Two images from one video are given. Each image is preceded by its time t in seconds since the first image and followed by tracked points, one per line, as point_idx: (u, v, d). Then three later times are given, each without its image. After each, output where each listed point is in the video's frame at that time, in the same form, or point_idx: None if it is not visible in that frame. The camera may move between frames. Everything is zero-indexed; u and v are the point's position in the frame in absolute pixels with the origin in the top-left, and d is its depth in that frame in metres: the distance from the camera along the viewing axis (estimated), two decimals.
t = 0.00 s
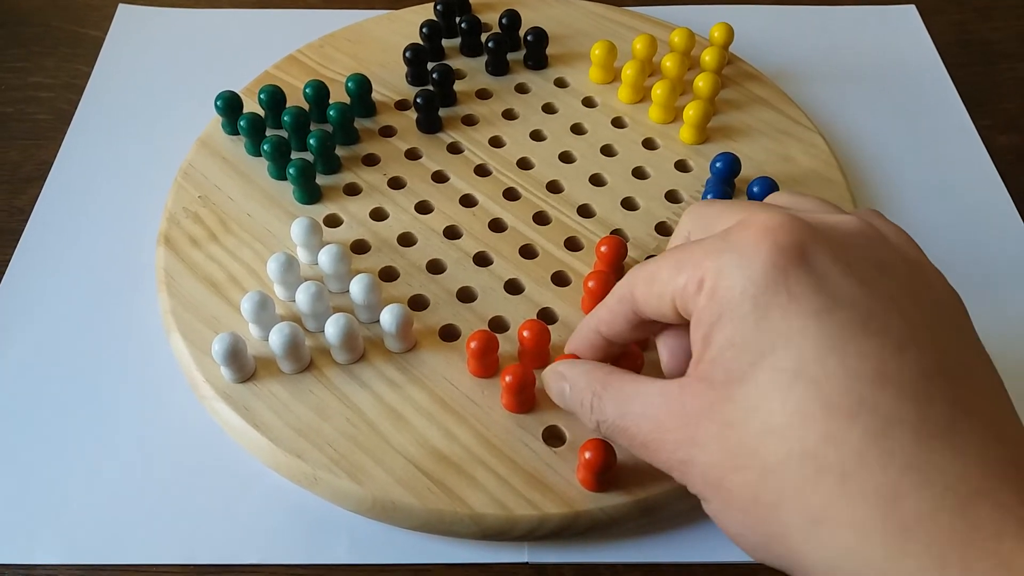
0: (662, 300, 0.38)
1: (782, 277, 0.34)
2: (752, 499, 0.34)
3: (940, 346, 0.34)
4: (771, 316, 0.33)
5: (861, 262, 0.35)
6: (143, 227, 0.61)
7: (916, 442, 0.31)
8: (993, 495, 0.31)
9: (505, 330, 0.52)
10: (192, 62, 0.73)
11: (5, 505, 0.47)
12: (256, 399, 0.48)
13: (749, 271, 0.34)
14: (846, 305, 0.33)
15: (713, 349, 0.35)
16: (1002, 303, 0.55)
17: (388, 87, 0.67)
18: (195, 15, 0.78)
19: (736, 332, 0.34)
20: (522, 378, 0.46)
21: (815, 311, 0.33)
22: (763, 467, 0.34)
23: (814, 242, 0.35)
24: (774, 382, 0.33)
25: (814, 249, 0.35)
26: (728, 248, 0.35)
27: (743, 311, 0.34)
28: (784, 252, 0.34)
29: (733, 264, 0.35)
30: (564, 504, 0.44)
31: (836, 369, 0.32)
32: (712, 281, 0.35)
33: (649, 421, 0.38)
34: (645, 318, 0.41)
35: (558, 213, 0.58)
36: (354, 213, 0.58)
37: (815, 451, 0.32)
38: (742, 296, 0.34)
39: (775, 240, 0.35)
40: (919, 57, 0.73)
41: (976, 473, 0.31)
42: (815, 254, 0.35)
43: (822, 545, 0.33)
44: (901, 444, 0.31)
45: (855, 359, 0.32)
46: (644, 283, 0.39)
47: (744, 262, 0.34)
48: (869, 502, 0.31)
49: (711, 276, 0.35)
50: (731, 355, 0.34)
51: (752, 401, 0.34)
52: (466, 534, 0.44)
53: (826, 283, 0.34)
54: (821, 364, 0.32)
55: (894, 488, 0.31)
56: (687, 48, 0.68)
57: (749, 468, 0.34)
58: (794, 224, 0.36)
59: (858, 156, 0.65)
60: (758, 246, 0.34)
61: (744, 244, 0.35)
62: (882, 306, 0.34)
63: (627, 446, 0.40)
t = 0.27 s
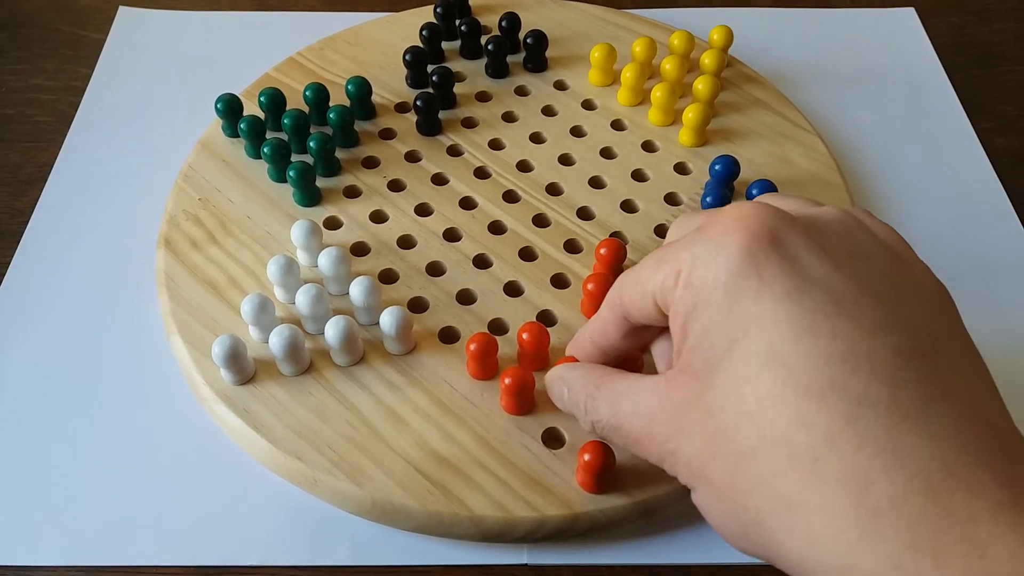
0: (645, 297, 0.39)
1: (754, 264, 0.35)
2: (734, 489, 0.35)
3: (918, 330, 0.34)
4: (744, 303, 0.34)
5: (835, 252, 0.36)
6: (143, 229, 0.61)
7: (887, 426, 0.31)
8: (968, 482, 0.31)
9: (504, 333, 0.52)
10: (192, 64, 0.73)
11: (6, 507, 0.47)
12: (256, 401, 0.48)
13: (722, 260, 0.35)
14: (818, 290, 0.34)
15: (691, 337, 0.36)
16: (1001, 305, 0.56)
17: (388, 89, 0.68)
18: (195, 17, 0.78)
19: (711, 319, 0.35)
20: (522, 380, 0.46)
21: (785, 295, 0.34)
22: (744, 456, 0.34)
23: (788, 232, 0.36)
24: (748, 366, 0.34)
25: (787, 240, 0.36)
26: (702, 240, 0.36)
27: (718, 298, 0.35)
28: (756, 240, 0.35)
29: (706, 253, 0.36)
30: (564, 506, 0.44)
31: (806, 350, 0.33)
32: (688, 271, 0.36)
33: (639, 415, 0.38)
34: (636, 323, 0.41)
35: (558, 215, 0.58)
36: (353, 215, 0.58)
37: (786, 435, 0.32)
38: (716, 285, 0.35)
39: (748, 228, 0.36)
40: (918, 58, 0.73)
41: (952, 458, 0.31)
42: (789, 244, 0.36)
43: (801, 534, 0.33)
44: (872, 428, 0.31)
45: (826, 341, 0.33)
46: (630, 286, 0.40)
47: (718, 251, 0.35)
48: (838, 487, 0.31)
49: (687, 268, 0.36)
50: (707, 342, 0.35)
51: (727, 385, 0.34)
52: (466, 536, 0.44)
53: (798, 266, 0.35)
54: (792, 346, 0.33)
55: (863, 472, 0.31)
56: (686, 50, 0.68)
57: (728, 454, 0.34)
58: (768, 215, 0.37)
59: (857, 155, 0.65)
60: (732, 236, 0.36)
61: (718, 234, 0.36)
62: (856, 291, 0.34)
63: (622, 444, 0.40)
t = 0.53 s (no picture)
0: (636, 295, 0.39)
1: (735, 247, 0.34)
2: (728, 477, 0.34)
3: (900, 306, 0.33)
4: (726, 286, 0.34)
5: (818, 234, 0.36)
6: (146, 231, 0.61)
7: (867, 399, 0.31)
8: (956, 454, 0.30)
9: (507, 335, 0.52)
10: (195, 66, 0.74)
11: (11, 508, 0.48)
12: (259, 403, 0.49)
13: (705, 246, 0.34)
14: (798, 270, 0.33)
15: (678, 325, 0.36)
16: (1000, 308, 0.56)
17: (391, 92, 0.68)
18: (198, 19, 0.78)
19: (696, 305, 0.34)
20: (524, 382, 0.46)
21: (767, 275, 0.33)
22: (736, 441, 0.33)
23: (770, 214, 0.35)
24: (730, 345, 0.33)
25: (768, 221, 0.35)
26: (686, 229, 0.36)
27: (702, 284, 0.34)
28: (738, 223, 0.35)
29: (689, 241, 0.35)
30: (566, 508, 0.44)
31: (785, 329, 0.32)
32: (672, 261, 0.36)
33: (635, 406, 0.38)
34: (632, 324, 0.41)
35: (560, 218, 0.58)
36: (356, 218, 0.59)
37: (768, 412, 0.32)
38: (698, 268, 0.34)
39: (729, 212, 0.35)
40: (918, 62, 0.74)
41: (937, 429, 0.30)
42: (771, 226, 0.35)
43: (798, 522, 0.32)
44: (853, 402, 0.31)
45: (806, 320, 0.32)
46: (623, 284, 0.40)
47: (700, 237, 0.35)
48: (826, 465, 0.31)
49: (672, 258, 0.36)
50: (691, 327, 0.35)
51: (710, 369, 0.34)
52: (468, 538, 0.45)
53: (780, 249, 0.34)
54: (773, 326, 0.32)
55: (846, 446, 0.30)
56: (688, 54, 0.68)
57: (717, 438, 0.34)
58: (749, 197, 0.36)
59: (858, 159, 0.66)
60: (713, 220, 0.35)
61: (701, 221, 0.35)
62: (838, 270, 0.34)
63: (621, 437, 0.40)
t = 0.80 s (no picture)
0: (636, 294, 0.39)
1: (735, 244, 0.34)
2: (731, 474, 0.34)
3: (900, 301, 0.33)
4: (726, 282, 0.34)
5: (818, 229, 0.35)
6: (148, 232, 0.61)
7: (869, 391, 0.31)
8: (958, 446, 0.30)
9: (509, 336, 0.52)
10: (197, 67, 0.74)
11: (13, 508, 0.48)
12: (262, 404, 0.49)
13: (705, 243, 0.34)
14: (799, 264, 0.33)
15: (679, 323, 0.36)
16: (1002, 309, 0.56)
17: (392, 93, 0.68)
18: (199, 19, 0.78)
19: (696, 303, 0.34)
20: (527, 383, 0.46)
21: (766, 271, 0.33)
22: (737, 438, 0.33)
23: (769, 211, 0.35)
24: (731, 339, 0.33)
25: (768, 217, 0.35)
26: (686, 227, 0.36)
27: (703, 281, 0.34)
28: (739, 220, 0.34)
29: (689, 240, 0.35)
30: (568, 509, 0.44)
31: (786, 322, 0.32)
32: (672, 259, 0.36)
33: (637, 404, 0.38)
34: (633, 324, 0.41)
35: (562, 219, 0.58)
36: (359, 219, 0.59)
37: (772, 413, 0.32)
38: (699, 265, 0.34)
39: (729, 209, 0.35)
40: (920, 63, 0.74)
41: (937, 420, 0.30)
42: (770, 222, 0.35)
43: (801, 520, 0.32)
44: (855, 394, 0.31)
45: (806, 314, 0.32)
46: (624, 284, 0.40)
47: (700, 235, 0.35)
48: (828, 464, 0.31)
49: (672, 256, 0.36)
50: (693, 324, 0.35)
51: (713, 365, 0.34)
52: (471, 538, 0.45)
53: (780, 245, 0.34)
54: (773, 321, 0.32)
55: (848, 444, 0.30)
56: (689, 55, 0.68)
57: (720, 436, 0.34)
58: (749, 194, 0.36)
59: (859, 160, 0.66)
60: (713, 217, 0.35)
61: (701, 218, 0.35)
62: (838, 266, 0.34)
63: (624, 436, 0.40)
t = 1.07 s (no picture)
0: (636, 295, 0.39)
1: (735, 244, 0.34)
2: (731, 474, 0.34)
3: (900, 302, 0.33)
4: (726, 283, 0.33)
5: (817, 229, 0.35)
6: (148, 232, 0.61)
7: (869, 392, 0.31)
8: (959, 447, 0.30)
9: (509, 336, 0.52)
10: (197, 67, 0.74)
11: (13, 509, 0.48)
12: (262, 405, 0.49)
13: (705, 243, 0.34)
14: (798, 265, 0.33)
15: (679, 324, 0.35)
16: (1003, 309, 0.56)
17: (393, 93, 0.68)
18: (199, 20, 0.78)
19: (696, 304, 0.34)
20: (527, 384, 0.46)
21: (766, 272, 0.33)
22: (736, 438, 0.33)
23: (768, 211, 0.35)
24: (731, 340, 0.33)
25: (767, 218, 0.35)
26: (685, 227, 0.36)
27: (702, 281, 0.34)
28: (739, 220, 0.34)
29: (688, 240, 0.35)
30: (569, 510, 0.44)
31: (786, 323, 0.32)
32: (672, 260, 0.35)
33: (638, 406, 0.38)
34: (633, 324, 0.41)
35: (562, 219, 0.58)
36: (358, 219, 0.59)
37: (772, 414, 0.32)
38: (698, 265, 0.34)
39: (729, 209, 0.35)
40: (920, 63, 0.74)
41: (937, 420, 0.30)
42: (770, 223, 0.35)
43: (802, 520, 0.32)
44: (855, 395, 0.31)
45: (806, 315, 0.32)
46: (624, 284, 0.40)
47: (700, 235, 0.34)
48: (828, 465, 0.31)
49: (672, 256, 0.35)
50: (693, 325, 0.34)
51: (713, 366, 0.34)
52: (471, 540, 0.45)
53: (779, 245, 0.34)
54: (774, 322, 0.32)
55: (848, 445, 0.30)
56: (690, 54, 0.68)
57: (720, 437, 0.34)
58: (749, 194, 0.36)
59: (860, 160, 0.65)
60: (713, 217, 0.35)
61: (701, 218, 0.35)
62: (838, 266, 0.34)
63: (624, 438, 0.40)
